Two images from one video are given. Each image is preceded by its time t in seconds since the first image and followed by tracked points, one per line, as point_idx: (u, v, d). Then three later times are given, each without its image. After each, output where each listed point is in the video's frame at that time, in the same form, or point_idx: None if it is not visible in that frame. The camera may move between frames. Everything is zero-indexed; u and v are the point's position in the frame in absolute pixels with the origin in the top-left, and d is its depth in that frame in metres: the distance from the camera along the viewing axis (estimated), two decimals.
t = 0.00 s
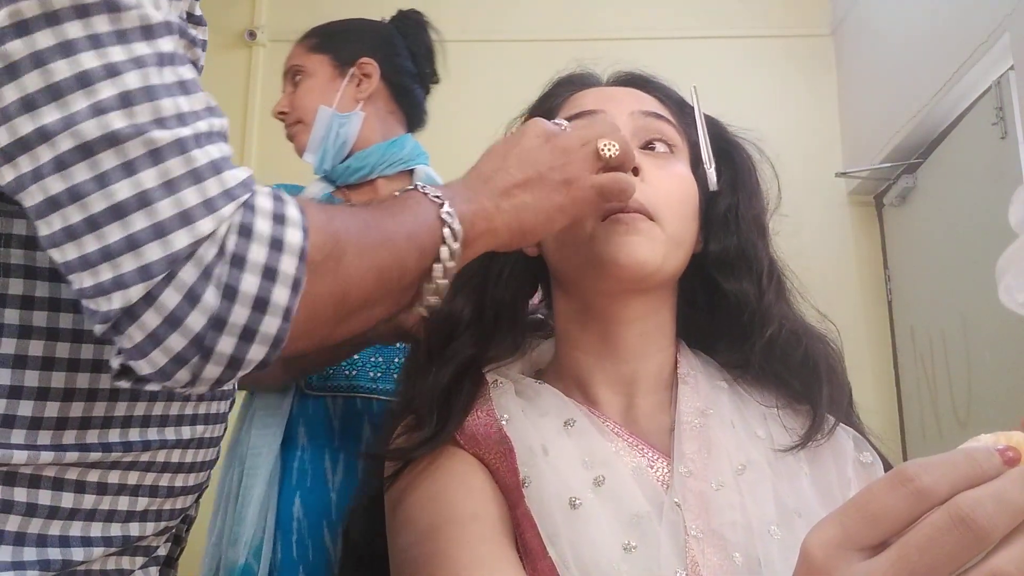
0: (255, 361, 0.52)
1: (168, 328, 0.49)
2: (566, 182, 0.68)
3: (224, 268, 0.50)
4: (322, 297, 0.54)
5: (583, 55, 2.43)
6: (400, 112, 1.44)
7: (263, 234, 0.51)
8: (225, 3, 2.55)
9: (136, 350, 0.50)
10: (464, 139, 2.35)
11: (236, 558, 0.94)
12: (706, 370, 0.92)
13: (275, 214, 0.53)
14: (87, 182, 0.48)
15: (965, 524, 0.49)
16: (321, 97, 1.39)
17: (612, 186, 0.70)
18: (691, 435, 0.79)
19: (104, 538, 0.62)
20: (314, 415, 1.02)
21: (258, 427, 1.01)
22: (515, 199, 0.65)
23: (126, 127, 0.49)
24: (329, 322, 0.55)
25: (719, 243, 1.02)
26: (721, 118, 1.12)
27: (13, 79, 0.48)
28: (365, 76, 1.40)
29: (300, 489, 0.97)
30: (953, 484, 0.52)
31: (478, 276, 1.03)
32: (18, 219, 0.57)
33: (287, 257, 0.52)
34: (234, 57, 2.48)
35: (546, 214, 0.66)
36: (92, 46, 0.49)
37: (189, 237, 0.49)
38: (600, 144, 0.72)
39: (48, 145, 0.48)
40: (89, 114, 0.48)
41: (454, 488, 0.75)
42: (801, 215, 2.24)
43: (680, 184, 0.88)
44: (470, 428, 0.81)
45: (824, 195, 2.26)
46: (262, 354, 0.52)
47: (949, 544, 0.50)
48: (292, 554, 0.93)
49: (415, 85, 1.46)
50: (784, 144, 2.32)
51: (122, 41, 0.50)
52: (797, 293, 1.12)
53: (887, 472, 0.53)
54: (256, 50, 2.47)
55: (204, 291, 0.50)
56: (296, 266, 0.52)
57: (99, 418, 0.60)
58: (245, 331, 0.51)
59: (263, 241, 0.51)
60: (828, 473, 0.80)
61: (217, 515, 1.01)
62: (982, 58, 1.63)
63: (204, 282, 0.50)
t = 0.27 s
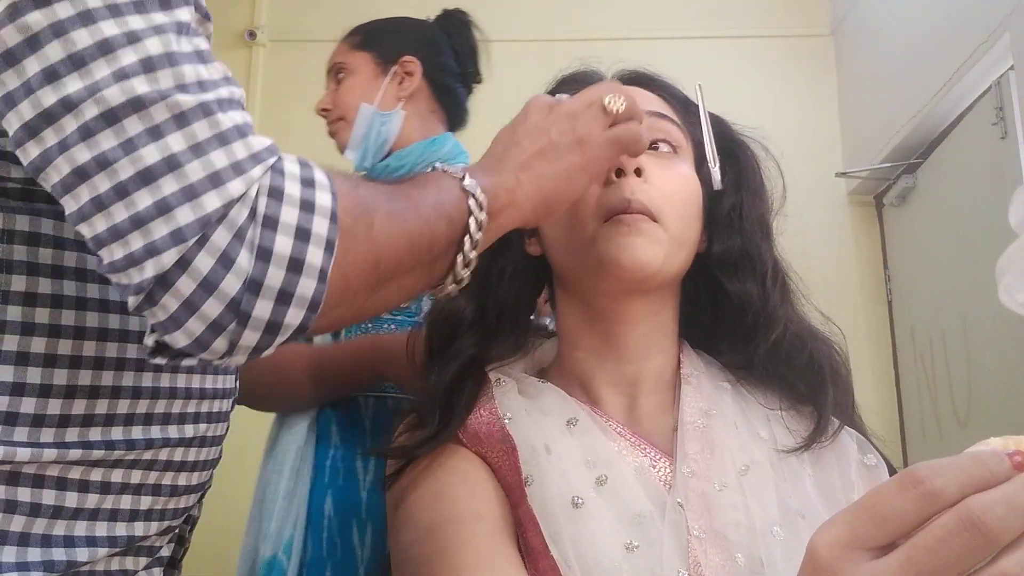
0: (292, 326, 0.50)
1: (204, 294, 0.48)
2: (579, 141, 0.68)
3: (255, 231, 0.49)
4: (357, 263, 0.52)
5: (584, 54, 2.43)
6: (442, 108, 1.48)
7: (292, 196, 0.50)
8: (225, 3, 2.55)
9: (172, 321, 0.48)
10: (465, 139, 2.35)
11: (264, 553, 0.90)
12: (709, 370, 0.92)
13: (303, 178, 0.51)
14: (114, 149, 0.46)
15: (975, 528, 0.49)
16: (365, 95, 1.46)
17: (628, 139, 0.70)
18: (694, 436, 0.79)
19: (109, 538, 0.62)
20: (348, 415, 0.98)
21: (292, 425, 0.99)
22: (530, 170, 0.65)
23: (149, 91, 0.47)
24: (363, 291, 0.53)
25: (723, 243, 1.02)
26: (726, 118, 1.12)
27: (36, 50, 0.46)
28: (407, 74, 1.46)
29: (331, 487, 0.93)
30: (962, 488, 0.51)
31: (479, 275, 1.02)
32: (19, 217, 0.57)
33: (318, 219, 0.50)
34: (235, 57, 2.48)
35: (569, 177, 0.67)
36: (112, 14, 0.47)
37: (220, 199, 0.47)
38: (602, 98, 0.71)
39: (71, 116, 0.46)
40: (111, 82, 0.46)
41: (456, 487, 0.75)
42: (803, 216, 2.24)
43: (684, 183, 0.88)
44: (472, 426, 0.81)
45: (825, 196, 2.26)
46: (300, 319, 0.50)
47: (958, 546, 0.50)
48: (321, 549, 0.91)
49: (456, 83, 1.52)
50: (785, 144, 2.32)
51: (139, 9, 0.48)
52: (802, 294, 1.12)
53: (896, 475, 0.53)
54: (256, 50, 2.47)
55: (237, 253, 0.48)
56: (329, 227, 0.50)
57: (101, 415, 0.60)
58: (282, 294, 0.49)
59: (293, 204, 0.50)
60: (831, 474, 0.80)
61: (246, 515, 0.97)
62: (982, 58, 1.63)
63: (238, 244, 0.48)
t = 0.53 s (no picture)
0: (319, 294, 0.49)
1: (228, 262, 0.46)
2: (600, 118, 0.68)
3: (278, 195, 0.47)
4: (380, 229, 0.50)
5: (585, 54, 2.43)
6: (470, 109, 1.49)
7: (314, 160, 0.49)
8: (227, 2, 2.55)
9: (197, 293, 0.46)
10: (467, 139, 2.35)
11: (282, 556, 0.95)
12: (713, 371, 0.92)
13: (325, 143, 0.50)
14: (135, 116, 0.45)
15: (979, 536, 0.49)
16: (395, 96, 1.47)
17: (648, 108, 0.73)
18: (698, 436, 0.79)
19: (114, 539, 0.62)
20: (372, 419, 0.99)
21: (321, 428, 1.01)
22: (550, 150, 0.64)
23: (169, 56, 0.46)
24: (389, 259, 0.52)
25: (730, 243, 1.02)
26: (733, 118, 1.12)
27: (55, 19, 0.45)
28: (438, 75, 1.46)
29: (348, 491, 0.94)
30: (968, 495, 0.51)
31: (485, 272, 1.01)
32: (23, 213, 0.57)
33: (341, 181, 0.49)
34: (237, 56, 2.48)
35: (591, 152, 0.66)
36: None
37: (241, 163, 0.46)
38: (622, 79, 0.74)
39: (91, 83, 0.45)
40: (132, 46, 0.45)
41: (458, 486, 0.75)
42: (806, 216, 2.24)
43: (691, 184, 0.88)
44: (476, 425, 0.81)
45: (827, 197, 2.26)
46: (326, 286, 0.49)
47: (961, 555, 0.49)
48: (335, 556, 0.92)
49: (488, 85, 1.53)
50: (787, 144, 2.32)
51: None
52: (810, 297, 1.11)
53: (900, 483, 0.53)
54: (258, 49, 2.47)
55: (261, 219, 0.46)
56: (352, 190, 0.49)
57: (104, 414, 0.60)
58: (306, 260, 0.47)
59: (316, 167, 0.48)
60: (836, 477, 0.80)
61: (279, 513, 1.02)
62: (982, 58, 1.63)
63: (261, 208, 0.46)
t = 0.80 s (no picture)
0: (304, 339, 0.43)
1: (207, 297, 0.42)
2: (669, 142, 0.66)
3: (256, 233, 0.42)
4: (387, 264, 0.43)
5: (585, 54, 2.43)
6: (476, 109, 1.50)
7: (301, 188, 0.43)
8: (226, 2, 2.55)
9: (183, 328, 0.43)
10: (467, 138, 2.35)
11: (303, 557, 0.93)
12: (714, 371, 0.92)
13: (323, 164, 0.44)
14: (166, 125, 0.42)
15: (962, 546, 0.50)
16: (402, 96, 1.47)
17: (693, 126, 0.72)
18: (697, 436, 0.79)
19: (124, 543, 0.62)
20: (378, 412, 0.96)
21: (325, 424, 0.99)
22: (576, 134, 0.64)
23: (202, 74, 0.43)
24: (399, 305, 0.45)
25: (730, 244, 1.02)
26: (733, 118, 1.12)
27: (69, 34, 0.43)
28: (445, 77, 1.47)
29: (363, 486, 0.92)
30: (946, 505, 0.51)
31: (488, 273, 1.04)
32: (42, 215, 0.57)
33: (326, 216, 0.42)
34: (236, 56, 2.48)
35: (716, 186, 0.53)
36: None
37: (239, 187, 0.42)
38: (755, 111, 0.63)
39: (98, 100, 0.42)
40: (164, 32, 0.44)
41: (458, 487, 0.75)
42: (806, 216, 2.24)
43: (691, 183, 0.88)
44: (476, 424, 0.81)
45: (827, 197, 2.26)
46: (306, 332, 0.43)
47: (946, 568, 0.50)
48: (354, 552, 0.90)
49: (494, 88, 1.54)
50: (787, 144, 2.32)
51: None
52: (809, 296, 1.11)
53: (879, 496, 0.52)
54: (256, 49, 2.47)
55: (240, 255, 0.41)
56: (336, 230, 0.42)
57: (117, 419, 0.61)
58: (283, 303, 0.42)
59: (303, 196, 0.42)
60: (836, 478, 0.80)
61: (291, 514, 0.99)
62: (982, 58, 1.63)
63: (314, 218, 0.42)
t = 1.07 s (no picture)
0: (443, 340, 0.44)
1: (355, 301, 0.41)
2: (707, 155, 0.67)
3: (409, 236, 0.42)
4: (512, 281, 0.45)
5: (582, 54, 2.43)
6: (470, 112, 1.51)
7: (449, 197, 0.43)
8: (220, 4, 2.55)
9: (322, 331, 0.42)
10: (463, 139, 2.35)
11: (303, 556, 0.90)
12: (710, 372, 0.92)
13: (460, 175, 0.45)
14: (311, 132, 0.40)
15: (944, 560, 0.50)
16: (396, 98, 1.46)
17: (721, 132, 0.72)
18: (694, 436, 0.79)
19: (137, 551, 0.61)
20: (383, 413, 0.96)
21: (325, 420, 0.97)
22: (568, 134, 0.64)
23: (331, 81, 0.42)
24: (517, 313, 0.46)
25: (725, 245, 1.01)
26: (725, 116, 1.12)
27: (197, 46, 0.40)
28: (442, 79, 1.47)
29: (366, 486, 0.92)
30: (924, 515, 0.52)
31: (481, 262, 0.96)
32: (71, 219, 0.56)
33: (474, 222, 0.43)
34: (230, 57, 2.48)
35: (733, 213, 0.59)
36: None
37: (388, 194, 0.41)
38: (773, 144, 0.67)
39: (234, 116, 0.40)
40: None
41: (454, 488, 0.75)
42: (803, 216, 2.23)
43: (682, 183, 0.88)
44: (472, 426, 0.80)
45: (826, 196, 2.26)
46: (450, 334, 0.44)
47: None
48: (357, 551, 0.90)
49: (484, 90, 1.55)
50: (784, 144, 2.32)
51: (295, 7, 0.43)
52: (802, 293, 1.11)
53: (857, 511, 0.52)
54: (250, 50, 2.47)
55: (392, 259, 0.41)
56: (482, 236, 0.43)
57: (136, 426, 0.60)
58: (433, 304, 0.43)
59: (450, 203, 0.43)
60: (832, 476, 0.80)
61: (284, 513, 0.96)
62: (982, 58, 1.63)
63: (460, 222, 0.43)
